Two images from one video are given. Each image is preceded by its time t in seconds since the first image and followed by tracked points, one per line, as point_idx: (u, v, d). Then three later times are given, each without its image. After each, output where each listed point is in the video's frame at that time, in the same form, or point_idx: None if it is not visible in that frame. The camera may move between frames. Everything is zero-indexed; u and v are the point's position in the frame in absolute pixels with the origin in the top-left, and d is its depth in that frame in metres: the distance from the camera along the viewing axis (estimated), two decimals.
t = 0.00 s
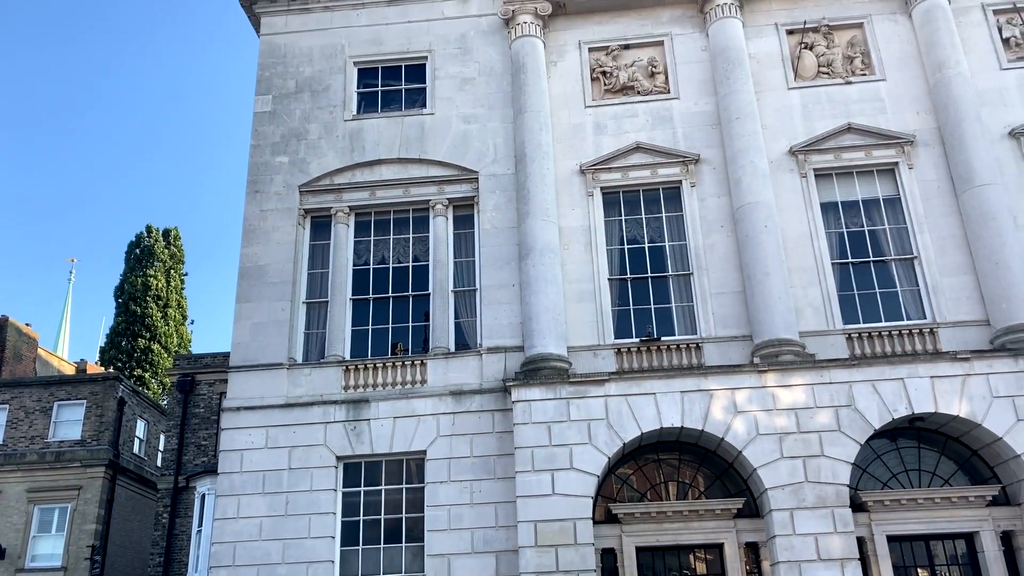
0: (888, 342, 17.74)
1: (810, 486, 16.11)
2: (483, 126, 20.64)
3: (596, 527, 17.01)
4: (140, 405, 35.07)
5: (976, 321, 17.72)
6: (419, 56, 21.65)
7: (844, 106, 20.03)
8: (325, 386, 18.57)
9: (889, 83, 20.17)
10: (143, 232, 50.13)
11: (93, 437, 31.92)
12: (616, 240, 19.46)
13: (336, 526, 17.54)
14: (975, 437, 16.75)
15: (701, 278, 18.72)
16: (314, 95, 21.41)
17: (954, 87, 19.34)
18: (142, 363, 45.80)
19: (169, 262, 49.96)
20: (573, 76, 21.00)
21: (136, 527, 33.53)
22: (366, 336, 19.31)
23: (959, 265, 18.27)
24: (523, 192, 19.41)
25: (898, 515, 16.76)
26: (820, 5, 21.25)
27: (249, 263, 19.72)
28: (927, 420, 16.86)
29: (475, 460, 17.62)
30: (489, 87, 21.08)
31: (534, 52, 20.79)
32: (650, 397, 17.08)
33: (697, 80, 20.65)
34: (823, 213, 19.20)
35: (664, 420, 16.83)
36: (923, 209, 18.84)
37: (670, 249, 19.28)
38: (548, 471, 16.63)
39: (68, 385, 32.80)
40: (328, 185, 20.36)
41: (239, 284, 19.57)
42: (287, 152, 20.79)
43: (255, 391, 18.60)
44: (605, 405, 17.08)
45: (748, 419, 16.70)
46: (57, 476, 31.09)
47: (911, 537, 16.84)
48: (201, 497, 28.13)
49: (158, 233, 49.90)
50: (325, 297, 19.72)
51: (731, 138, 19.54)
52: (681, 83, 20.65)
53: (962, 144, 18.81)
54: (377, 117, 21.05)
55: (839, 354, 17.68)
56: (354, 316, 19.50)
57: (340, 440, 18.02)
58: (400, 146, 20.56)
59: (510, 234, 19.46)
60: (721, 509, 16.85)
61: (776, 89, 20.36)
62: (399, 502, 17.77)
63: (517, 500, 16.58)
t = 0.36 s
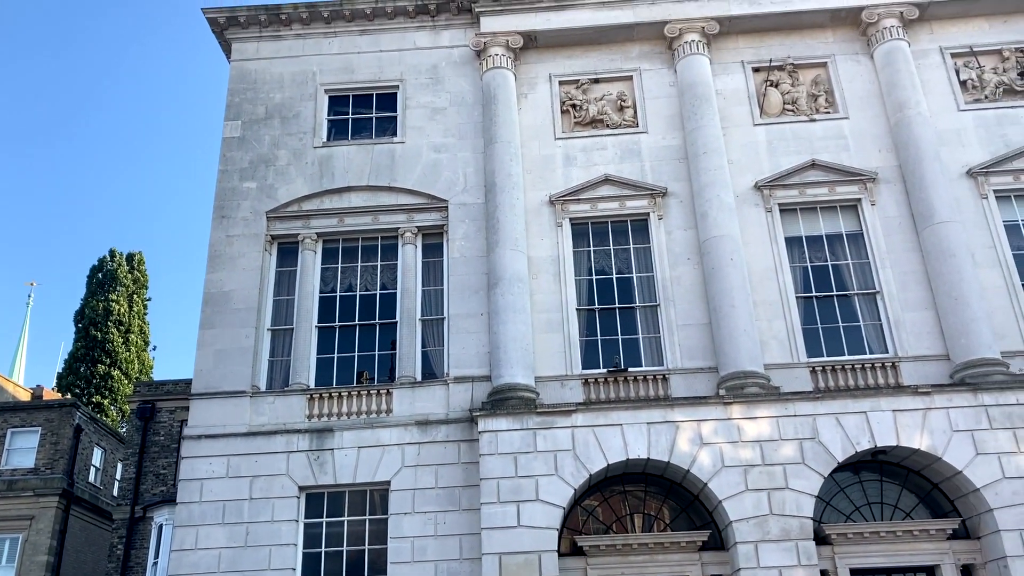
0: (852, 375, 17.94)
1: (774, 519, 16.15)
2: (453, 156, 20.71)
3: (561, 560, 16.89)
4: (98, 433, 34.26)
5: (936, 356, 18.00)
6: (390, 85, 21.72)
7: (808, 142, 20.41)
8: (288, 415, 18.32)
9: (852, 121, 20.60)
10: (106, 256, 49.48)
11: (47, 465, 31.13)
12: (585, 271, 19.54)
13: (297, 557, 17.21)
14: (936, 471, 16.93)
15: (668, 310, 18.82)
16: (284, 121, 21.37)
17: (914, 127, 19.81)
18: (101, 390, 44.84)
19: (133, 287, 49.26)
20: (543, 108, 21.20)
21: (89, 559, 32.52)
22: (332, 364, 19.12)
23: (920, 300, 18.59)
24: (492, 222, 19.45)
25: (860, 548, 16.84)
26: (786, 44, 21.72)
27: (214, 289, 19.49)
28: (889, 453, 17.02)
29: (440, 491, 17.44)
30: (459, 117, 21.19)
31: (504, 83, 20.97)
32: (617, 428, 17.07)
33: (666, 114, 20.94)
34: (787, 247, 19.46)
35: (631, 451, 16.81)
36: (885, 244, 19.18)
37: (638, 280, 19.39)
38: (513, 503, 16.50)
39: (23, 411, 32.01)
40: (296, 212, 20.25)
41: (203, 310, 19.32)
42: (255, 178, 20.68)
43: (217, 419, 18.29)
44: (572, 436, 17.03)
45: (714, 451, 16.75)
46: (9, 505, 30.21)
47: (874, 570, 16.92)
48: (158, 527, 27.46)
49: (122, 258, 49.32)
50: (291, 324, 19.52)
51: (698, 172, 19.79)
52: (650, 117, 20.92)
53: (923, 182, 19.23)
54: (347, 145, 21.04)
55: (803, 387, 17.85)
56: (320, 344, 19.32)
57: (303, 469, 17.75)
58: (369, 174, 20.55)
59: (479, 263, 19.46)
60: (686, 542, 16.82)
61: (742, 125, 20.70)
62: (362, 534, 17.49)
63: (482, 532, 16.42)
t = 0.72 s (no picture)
0: (811, 408, 18.10)
1: (735, 552, 16.15)
2: (420, 183, 20.72)
3: None
4: (47, 459, 33.33)
5: (893, 390, 18.27)
6: (357, 111, 21.71)
7: (770, 178, 20.75)
8: (246, 442, 17.99)
9: (812, 158, 21.01)
10: (62, 279, 48.54)
11: None
12: (549, 300, 19.56)
13: None
14: (893, 504, 17.09)
15: (632, 340, 18.89)
16: (250, 145, 21.24)
17: (872, 165, 20.25)
18: (52, 415, 43.69)
19: (89, 309, 48.29)
20: (510, 138, 21.33)
21: None
22: (292, 391, 18.85)
23: (878, 335, 18.87)
24: (457, 251, 19.43)
25: None
26: (749, 81, 22.14)
27: (173, 313, 19.17)
28: (848, 486, 17.15)
29: (399, 522, 17.20)
30: (426, 145, 21.23)
31: (472, 113, 21.08)
32: (579, 459, 17.00)
33: (631, 147, 21.17)
34: (749, 280, 19.69)
35: (593, 482, 16.75)
36: (844, 279, 19.48)
37: (602, 310, 19.44)
38: (474, 534, 16.32)
39: None
40: (259, 236, 20.05)
41: (161, 334, 18.98)
42: (218, 202, 20.48)
43: (172, 446, 17.90)
44: (534, 466, 16.94)
45: (675, 483, 16.75)
46: None
47: None
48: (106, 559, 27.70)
49: (79, 279, 48.39)
50: (251, 349, 19.24)
51: (662, 205, 20.00)
52: (616, 150, 21.14)
53: (880, 219, 19.62)
54: (313, 170, 20.94)
55: (763, 419, 17.97)
56: (280, 370, 19.05)
57: (260, 498, 17.40)
58: (334, 199, 20.46)
59: (443, 291, 19.40)
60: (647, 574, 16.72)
61: (706, 159, 21.00)
62: (319, 565, 17.14)
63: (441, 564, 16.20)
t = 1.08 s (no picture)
0: (773, 438, 18.22)
1: None
2: (387, 207, 20.67)
3: None
4: None
5: (854, 421, 18.47)
6: (326, 134, 21.66)
7: (735, 210, 21.01)
8: (204, 467, 17.65)
9: (776, 191, 21.33)
10: (18, 297, 47.49)
11: None
12: (515, 327, 19.53)
13: None
14: (853, 535, 17.20)
15: (597, 368, 18.91)
16: (216, 165, 21.07)
17: (835, 199, 20.60)
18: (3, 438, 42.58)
19: (46, 329, 47.21)
20: (479, 165, 21.39)
21: None
22: (253, 414, 18.56)
23: (839, 366, 19.09)
24: (424, 275, 19.37)
25: None
26: (715, 114, 22.48)
27: (132, 334, 18.84)
28: (808, 517, 17.25)
29: (360, 550, 16.95)
30: (395, 169, 21.21)
31: (441, 139, 21.12)
32: (543, 487, 16.91)
33: (599, 176, 21.34)
34: (713, 310, 19.85)
35: (556, 511, 16.65)
36: (806, 311, 19.72)
37: (568, 338, 19.46)
38: (435, 563, 16.13)
39: None
40: (223, 257, 19.83)
41: (120, 355, 18.63)
42: (183, 222, 20.24)
43: (128, 470, 17.51)
44: (497, 494, 16.81)
45: (638, 512, 16.71)
46: None
47: None
48: None
49: (36, 297, 47.36)
50: (212, 372, 18.94)
51: (629, 233, 20.14)
52: (583, 178, 21.29)
53: (842, 252, 19.93)
54: (279, 192, 20.80)
55: (726, 449, 18.05)
56: (241, 393, 18.76)
57: (217, 524, 17.05)
58: (301, 222, 20.33)
59: (409, 316, 19.30)
60: None
61: (672, 190, 21.23)
62: None
63: None
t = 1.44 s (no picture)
0: (732, 471, 18.29)
1: None
2: (352, 233, 20.58)
3: None
4: None
5: (812, 455, 18.65)
6: (292, 158, 21.55)
7: (697, 243, 21.24)
8: (156, 493, 17.25)
9: (738, 225, 21.62)
10: None
11: None
12: (478, 355, 19.46)
13: None
14: (810, 569, 17.28)
15: (559, 398, 18.89)
16: (179, 187, 20.84)
17: (795, 234, 20.93)
18: None
19: None
20: (445, 193, 21.41)
21: None
22: (208, 440, 18.21)
23: (797, 400, 19.29)
24: (387, 302, 19.25)
25: None
26: (679, 149, 22.79)
27: (86, 355, 18.44)
28: (766, 551, 17.31)
29: None
30: (361, 195, 21.15)
31: (408, 166, 21.13)
32: (502, 518, 16.77)
33: (564, 207, 21.47)
34: (675, 342, 19.98)
35: (515, 542, 16.51)
36: (766, 344, 19.93)
37: (530, 367, 19.42)
38: None
39: None
40: (182, 280, 19.56)
41: (72, 377, 18.21)
42: (142, 243, 19.95)
43: (76, 496, 17.05)
44: (456, 525, 16.63)
45: (598, 544, 16.63)
46: None
47: None
48: None
49: None
50: (167, 396, 18.58)
51: (593, 264, 20.25)
52: (549, 208, 21.41)
53: (801, 287, 20.22)
54: (243, 215, 20.61)
55: (686, 481, 18.08)
56: (197, 418, 18.41)
57: (167, 553, 16.64)
58: (263, 246, 20.14)
59: (371, 342, 19.15)
60: None
61: (636, 222, 21.42)
62: None
63: None
